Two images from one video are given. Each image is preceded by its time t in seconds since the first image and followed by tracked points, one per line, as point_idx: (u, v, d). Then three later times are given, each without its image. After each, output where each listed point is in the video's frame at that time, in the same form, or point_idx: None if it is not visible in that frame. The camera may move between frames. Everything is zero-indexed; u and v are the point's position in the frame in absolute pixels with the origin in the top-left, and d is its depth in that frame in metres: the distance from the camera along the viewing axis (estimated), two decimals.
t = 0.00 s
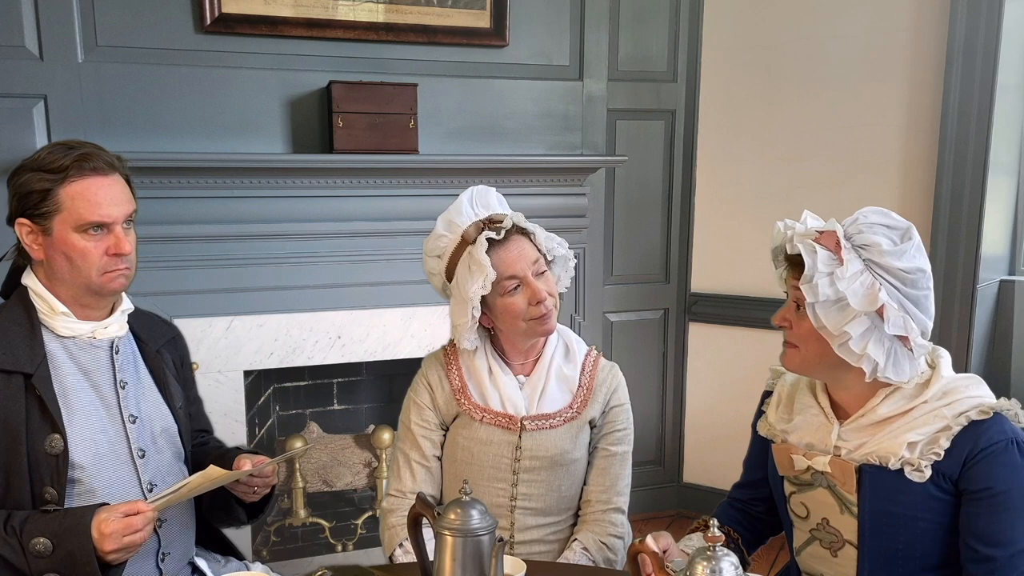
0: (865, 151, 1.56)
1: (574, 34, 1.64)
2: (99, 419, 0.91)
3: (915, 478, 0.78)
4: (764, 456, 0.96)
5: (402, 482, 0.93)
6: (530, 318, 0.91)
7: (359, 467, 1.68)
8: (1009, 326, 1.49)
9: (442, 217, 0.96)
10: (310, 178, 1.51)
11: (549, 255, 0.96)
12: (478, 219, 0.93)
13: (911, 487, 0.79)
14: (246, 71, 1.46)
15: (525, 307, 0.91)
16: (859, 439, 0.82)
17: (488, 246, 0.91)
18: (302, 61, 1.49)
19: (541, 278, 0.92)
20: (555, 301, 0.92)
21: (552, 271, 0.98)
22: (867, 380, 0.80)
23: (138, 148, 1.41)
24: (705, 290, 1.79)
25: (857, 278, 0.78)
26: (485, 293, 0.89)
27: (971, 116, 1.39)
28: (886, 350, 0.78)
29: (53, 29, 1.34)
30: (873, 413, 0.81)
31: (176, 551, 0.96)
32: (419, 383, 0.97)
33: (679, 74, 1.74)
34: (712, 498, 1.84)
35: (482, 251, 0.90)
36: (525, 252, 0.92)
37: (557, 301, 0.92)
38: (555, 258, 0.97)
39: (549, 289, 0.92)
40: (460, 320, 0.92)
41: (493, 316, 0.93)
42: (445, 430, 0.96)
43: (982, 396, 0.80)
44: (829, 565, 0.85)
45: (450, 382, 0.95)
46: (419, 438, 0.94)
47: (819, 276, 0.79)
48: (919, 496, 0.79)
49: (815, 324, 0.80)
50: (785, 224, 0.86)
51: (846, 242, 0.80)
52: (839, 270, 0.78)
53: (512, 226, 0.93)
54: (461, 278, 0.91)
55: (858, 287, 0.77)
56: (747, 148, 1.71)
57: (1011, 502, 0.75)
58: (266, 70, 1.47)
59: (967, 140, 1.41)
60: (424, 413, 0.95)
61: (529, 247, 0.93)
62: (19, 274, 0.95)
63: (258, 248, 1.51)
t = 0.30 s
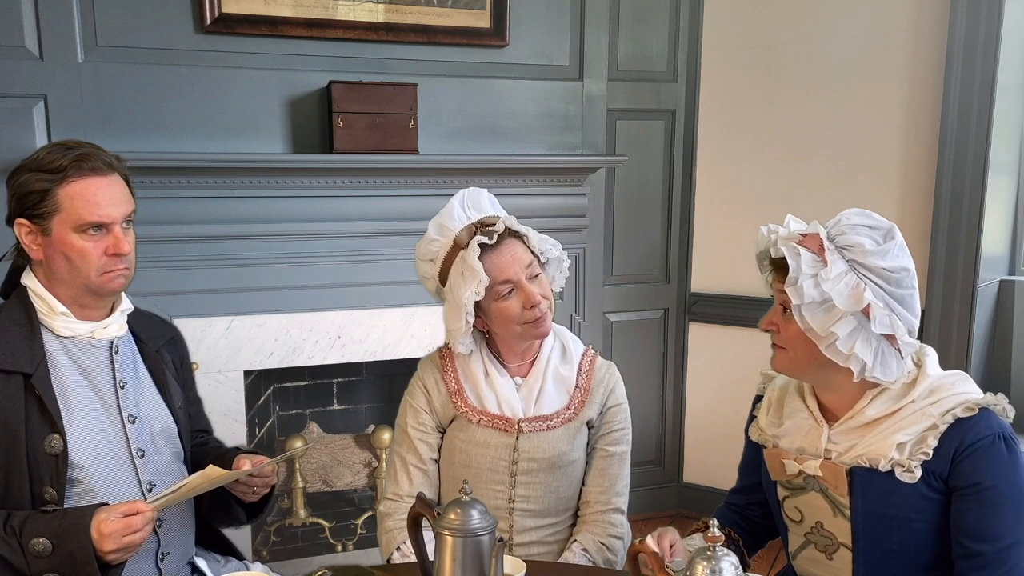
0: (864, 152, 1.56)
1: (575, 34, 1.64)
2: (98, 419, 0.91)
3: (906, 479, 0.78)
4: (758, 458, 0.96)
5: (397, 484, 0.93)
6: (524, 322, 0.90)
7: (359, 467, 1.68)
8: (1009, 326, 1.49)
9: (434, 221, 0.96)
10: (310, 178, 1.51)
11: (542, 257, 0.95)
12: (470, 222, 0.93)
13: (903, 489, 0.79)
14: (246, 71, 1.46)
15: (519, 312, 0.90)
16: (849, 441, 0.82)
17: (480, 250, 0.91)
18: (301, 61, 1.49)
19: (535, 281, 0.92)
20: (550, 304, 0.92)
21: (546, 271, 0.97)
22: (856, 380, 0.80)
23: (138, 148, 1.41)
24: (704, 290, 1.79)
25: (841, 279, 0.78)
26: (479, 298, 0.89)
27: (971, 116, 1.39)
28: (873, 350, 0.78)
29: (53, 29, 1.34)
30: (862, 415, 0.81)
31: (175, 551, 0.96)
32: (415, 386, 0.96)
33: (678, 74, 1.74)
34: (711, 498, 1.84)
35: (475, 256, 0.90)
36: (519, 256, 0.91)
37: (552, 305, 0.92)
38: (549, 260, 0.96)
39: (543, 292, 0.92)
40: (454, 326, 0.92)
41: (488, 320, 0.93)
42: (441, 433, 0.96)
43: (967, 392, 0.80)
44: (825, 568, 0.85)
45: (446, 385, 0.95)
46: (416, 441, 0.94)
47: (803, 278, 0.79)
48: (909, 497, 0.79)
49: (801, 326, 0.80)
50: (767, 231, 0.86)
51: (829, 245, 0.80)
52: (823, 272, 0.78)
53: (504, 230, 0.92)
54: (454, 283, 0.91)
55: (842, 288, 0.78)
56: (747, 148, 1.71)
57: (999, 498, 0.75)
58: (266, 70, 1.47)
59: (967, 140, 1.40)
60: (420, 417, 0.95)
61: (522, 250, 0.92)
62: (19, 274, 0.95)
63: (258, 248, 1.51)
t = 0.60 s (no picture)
0: (865, 151, 1.56)
1: (575, 33, 1.64)
2: (98, 419, 0.91)
3: (904, 478, 0.78)
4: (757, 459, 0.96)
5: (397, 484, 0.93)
6: (521, 325, 0.90)
7: (359, 467, 1.68)
8: (1009, 326, 1.49)
9: (427, 226, 0.95)
10: (310, 178, 1.51)
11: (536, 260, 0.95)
12: (463, 227, 0.93)
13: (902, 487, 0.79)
14: (246, 71, 1.46)
15: (516, 317, 0.90)
16: (848, 441, 0.82)
17: (475, 256, 0.91)
18: (301, 61, 1.49)
19: (530, 285, 0.92)
20: (545, 307, 0.92)
21: (540, 274, 0.97)
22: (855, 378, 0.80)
23: (138, 148, 1.41)
24: (705, 290, 1.79)
25: (831, 279, 0.78)
26: (474, 304, 0.89)
27: (971, 116, 1.39)
28: (870, 346, 0.78)
29: (53, 29, 1.34)
30: (861, 415, 0.81)
31: (175, 550, 0.96)
32: (411, 390, 0.97)
33: (678, 74, 1.74)
34: (711, 497, 1.84)
35: (469, 261, 0.89)
36: (513, 261, 0.91)
37: (547, 307, 0.92)
38: (543, 263, 0.96)
39: (538, 295, 0.92)
40: (450, 330, 0.91)
41: (484, 324, 0.93)
42: (438, 436, 0.96)
43: (965, 391, 0.80)
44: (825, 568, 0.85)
45: (442, 388, 0.95)
46: (412, 445, 0.94)
47: (793, 282, 0.79)
48: (908, 496, 0.79)
49: (796, 329, 0.80)
50: (753, 237, 0.86)
51: (815, 247, 0.81)
52: (812, 275, 0.78)
53: (498, 234, 0.92)
54: (448, 289, 0.91)
55: (833, 289, 0.78)
56: (747, 148, 1.71)
57: (997, 496, 0.75)
58: (266, 70, 1.47)
59: (967, 140, 1.40)
60: (417, 420, 0.95)
61: (517, 255, 0.92)
62: (19, 274, 0.95)
63: (258, 249, 1.51)
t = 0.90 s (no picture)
0: (865, 151, 1.56)
1: (575, 33, 1.64)
2: (97, 419, 0.91)
3: (907, 479, 0.79)
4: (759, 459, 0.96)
5: (397, 483, 0.93)
6: (516, 328, 0.91)
7: (359, 467, 1.67)
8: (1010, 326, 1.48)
9: (418, 230, 0.95)
10: (310, 178, 1.51)
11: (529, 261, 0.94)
12: (455, 230, 0.92)
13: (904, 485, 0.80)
14: (246, 71, 1.46)
15: (511, 320, 0.91)
16: (851, 441, 0.83)
17: (468, 260, 0.90)
18: (302, 61, 1.49)
19: (524, 287, 0.92)
20: (540, 309, 0.92)
21: (533, 275, 0.96)
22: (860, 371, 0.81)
23: (138, 148, 1.41)
24: (705, 289, 1.79)
25: (838, 272, 0.79)
26: (469, 309, 0.89)
27: (971, 116, 1.39)
28: (877, 339, 0.79)
29: (53, 29, 1.34)
30: (865, 414, 0.82)
31: (175, 550, 0.96)
32: (407, 392, 0.96)
33: (679, 74, 1.74)
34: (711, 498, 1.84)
35: (463, 266, 0.89)
36: (506, 264, 0.91)
37: (542, 309, 0.92)
38: (536, 264, 0.95)
39: (533, 298, 0.92)
40: (444, 335, 0.91)
41: (478, 327, 0.93)
42: (434, 438, 0.95)
43: (971, 395, 0.81)
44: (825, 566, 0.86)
45: (437, 390, 0.95)
46: (408, 447, 0.94)
47: (799, 275, 0.80)
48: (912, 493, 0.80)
49: (803, 323, 0.81)
50: (761, 232, 0.88)
51: (822, 241, 0.81)
52: (818, 267, 0.80)
53: (491, 237, 0.92)
54: (442, 294, 0.91)
55: (839, 282, 0.79)
56: (747, 148, 1.71)
57: (998, 499, 0.77)
58: (266, 70, 1.47)
59: (967, 140, 1.40)
60: (412, 423, 0.94)
61: (509, 257, 0.92)
62: (17, 274, 0.95)
63: (258, 249, 1.51)
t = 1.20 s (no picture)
0: (865, 150, 1.56)
1: (575, 33, 1.64)
2: (96, 418, 0.92)
3: (915, 480, 0.80)
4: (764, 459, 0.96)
5: (397, 482, 0.93)
6: (511, 330, 0.91)
7: (358, 466, 1.70)
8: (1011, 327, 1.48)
9: (412, 232, 0.95)
10: (310, 178, 1.51)
11: (524, 262, 0.94)
12: (449, 232, 0.92)
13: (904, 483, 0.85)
14: (246, 71, 1.46)
15: (507, 321, 0.91)
16: (861, 441, 0.84)
17: (462, 263, 0.90)
18: (302, 61, 1.49)
19: (519, 288, 0.92)
20: (535, 309, 0.92)
21: (528, 274, 0.96)
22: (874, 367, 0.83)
23: (138, 148, 1.41)
24: (705, 289, 1.79)
25: (848, 268, 0.82)
26: (463, 312, 0.88)
27: (971, 117, 1.39)
28: (889, 335, 0.81)
29: (54, 29, 1.34)
30: (875, 414, 0.84)
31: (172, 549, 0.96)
32: (404, 394, 0.96)
33: (679, 74, 1.74)
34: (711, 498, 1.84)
35: (457, 269, 0.89)
36: (500, 266, 0.91)
37: (537, 309, 0.92)
38: (531, 264, 0.95)
39: (528, 298, 0.92)
40: (440, 337, 0.90)
41: (474, 330, 0.93)
42: (432, 440, 0.95)
43: (982, 397, 0.82)
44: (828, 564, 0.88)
45: (434, 391, 0.95)
46: (406, 449, 0.94)
47: (810, 270, 0.83)
48: (913, 493, 0.84)
49: (815, 319, 0.83)
50: (773, 231, 0.91)
51: (832, 237, 0.84)
52: (829, 263, 0.82)
53: (485, 238, 0.92)
54: (436, 298, 0.90)
55: (850, 277, 0.81)
56: (747, 148, 1.71)
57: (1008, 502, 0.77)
58: (266, 70, 1.47)
59: (967, 141, 1.40)
60: (410, 424, 0.94)
61: (503, 260, 0.92)
62: (15, 272, 0.95)
63: (257, 249, 1.51)
